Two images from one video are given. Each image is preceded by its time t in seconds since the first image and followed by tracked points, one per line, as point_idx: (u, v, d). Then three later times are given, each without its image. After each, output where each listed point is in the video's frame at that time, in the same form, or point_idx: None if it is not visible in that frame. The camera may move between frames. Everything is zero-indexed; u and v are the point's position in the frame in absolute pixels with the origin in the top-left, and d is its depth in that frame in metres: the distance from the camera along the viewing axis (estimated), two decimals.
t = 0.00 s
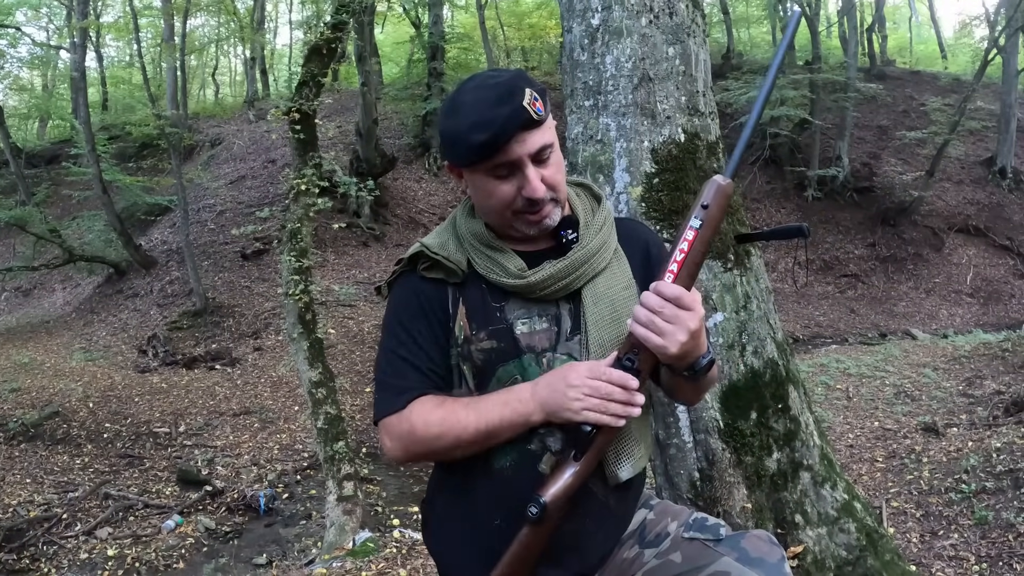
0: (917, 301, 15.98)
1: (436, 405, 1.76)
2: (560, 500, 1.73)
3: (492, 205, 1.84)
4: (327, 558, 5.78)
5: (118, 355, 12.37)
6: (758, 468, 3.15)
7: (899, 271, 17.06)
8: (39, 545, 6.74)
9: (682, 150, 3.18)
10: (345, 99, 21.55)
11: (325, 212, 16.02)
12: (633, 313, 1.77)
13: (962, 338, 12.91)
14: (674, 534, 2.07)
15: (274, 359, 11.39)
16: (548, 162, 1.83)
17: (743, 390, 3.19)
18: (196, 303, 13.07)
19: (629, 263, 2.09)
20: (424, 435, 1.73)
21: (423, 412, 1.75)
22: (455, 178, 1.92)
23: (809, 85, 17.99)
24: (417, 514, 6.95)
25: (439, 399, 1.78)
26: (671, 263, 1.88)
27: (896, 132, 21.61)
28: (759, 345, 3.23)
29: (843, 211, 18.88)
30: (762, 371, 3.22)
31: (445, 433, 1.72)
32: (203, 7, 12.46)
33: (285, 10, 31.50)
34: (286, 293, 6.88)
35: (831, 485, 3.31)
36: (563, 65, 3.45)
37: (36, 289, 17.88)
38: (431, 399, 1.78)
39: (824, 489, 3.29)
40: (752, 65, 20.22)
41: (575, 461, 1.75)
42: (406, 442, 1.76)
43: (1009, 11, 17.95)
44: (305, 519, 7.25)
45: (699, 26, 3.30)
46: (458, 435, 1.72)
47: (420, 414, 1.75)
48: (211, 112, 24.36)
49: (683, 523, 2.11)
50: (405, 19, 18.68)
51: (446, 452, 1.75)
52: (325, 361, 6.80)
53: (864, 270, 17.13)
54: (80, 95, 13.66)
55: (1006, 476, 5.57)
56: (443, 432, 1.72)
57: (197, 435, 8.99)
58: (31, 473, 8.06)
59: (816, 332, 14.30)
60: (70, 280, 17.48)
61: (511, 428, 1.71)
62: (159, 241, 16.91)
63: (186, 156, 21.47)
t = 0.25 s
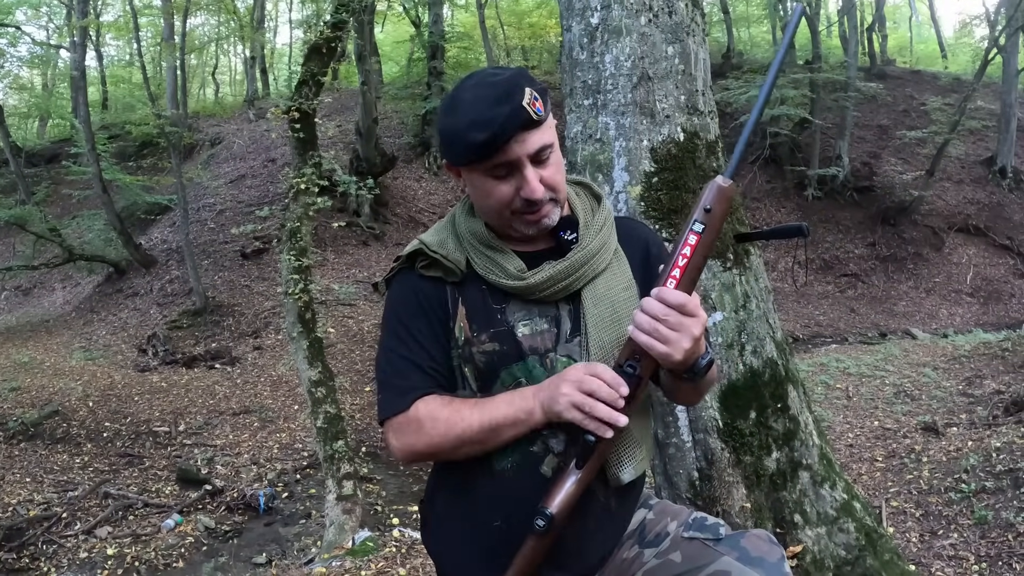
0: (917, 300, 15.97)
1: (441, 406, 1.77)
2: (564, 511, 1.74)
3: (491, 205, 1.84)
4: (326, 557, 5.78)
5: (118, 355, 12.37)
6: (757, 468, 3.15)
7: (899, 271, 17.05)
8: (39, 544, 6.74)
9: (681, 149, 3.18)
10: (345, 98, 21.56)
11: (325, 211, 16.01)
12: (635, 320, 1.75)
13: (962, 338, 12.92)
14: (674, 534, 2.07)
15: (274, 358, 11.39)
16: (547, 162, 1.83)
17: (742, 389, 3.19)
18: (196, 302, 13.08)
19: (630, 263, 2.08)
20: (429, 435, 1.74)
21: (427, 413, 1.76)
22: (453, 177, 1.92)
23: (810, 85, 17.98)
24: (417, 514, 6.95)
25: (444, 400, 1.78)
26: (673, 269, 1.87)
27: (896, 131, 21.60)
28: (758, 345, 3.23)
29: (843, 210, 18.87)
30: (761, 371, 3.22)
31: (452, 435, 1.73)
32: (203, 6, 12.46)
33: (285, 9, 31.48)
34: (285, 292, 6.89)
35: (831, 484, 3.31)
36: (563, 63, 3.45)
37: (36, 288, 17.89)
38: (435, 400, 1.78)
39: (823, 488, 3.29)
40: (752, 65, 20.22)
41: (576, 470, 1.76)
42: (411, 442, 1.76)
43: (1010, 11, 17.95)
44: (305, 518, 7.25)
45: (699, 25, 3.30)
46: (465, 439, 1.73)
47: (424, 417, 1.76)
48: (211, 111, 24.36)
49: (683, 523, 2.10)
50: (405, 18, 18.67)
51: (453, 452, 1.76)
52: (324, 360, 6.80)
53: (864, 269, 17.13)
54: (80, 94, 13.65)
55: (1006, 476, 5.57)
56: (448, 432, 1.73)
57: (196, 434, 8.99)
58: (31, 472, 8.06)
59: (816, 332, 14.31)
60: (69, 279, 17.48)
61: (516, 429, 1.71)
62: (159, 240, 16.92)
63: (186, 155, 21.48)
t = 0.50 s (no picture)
0: (916, 300, 15.98)
1: (444, 406, 1.76)
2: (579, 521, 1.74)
3: (490, 202, 1.83)
4: (325, 557, 5.79)
5: (118, 353, 12.37)
6: (758, 467, 3.15)
7: (899, 270, 17.05)
8: (39, 544, 6.75)
9: (682, 147, 3.17)
10: (346, 97, 21.55)
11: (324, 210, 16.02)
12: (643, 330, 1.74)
13: (961, 337, 12.91)
14: (677, 534, 2.07)
15: (273, 357, 11.39)
16: (547, 159, 1.82)
17: (744, 388, 3.18)
18: (196, 301, 13.08)
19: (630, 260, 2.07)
20: (432, 435, 1.73)
21: (429, 414, 1.75)
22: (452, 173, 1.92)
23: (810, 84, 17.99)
24: (416, 513, 6.96)
25: (445, 401, 1.77)
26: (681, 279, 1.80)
27: (896, 131, 21.60)
28: (759, 343, 3.22)
29: (843, 210, 18.88)
30: (762, 369, 3.21)
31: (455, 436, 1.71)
32: (203, 5, 12.46)
33: (285, 7, 31.44)
34: (284, 291, 6.89)
35: (832, 484, 3.30)
36: (564, 61, 3.45)
37: (36, 287, 17.88)
38: (437, 400, 1.77)
39: (824, 488, 3.28)
40: (752, 64, 20.20)
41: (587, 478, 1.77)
42: (413, 442, 1.75)
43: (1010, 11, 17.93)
44: (304, 517, 7.25)
45: (699, 23, 3.30)
46: (467, 441, 1.71)
47: (427, 416, 1.74)
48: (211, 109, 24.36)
49: (686, 523, 2.10)
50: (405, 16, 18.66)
51: (452, 453, 1.74)
52: (324, 359, 6.79)
53: (863, 269, 17.12)
54: (80, 92, 13.65)
55: (1006, 475, 5.57)
56: (451, 434, 1.71)
57: (196, 432, 8.99)
58: (31, 471, 8.06)
59: (816, 331, 14.31)
60: (69, 278, 17.47)
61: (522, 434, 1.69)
62: (159, 239, 16.91)
63: (186, 154, 21.49)
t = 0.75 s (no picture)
0: (915, 299, 15.99)
1: (424, 425, 1.75)
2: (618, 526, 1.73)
3: (498, 196, 1.81)
4: (324, 557, 5.79)
5: (116, 354, 12.36)
6: (758, 467, 3.15)
7: (897, 270, 17.06)
8: (37, 544, 6.73)
9: (681, 146, 3.16)
10: (344, 97, 21.55)
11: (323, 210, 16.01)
12: (683, 322, 1.74)
13: (960, 337, 12.92)
14: (677, 530, 2.07)
15: (272, 357, 11.38)
16: (558, 157, 1.81)
17: (743, 388, 3.18)
18: (194, 301, 13.08)
19: (628, 261, 2.06)
20: (406, 454, 1.72)
21: (409, 430, 1.74)
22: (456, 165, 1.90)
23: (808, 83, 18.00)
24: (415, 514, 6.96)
25: (422, 418, 1.77)
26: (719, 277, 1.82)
27: (894, 130, 21.62)
28: (758, 343, 3.22)
29: (841, 209, 18.89)
30: (762, 369, 3.21)
31: (432, 457, 1.70)
32: (201, 5, 12.45)
33: (283, 7, 31.42)
34: (283, 291, 6.87)
35: (831, 484, 3.30)
36: (562, 61, 3.45)
37: (34, 288, 17.86)
38: (414, 417, 1.77)
39: (823, 487, 3.28)
40: (751, 63, 20.22)
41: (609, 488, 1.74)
42: (390, 456, 1.76)
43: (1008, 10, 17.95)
44: (303, 518, 7.24)
45: (698, 23, 3.30)
46: (437, 463, 1.70)
47: (404, 431, 1.74)
48: (210, 109, 24.35)
49: (686, 519, 2.10)
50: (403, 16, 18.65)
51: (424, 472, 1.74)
52: (322, 359, 6.79)
53: (862, 268, 17.13)
54: (78, 92, 13.64)
55: (1004, 475, 5.57)
56: (426, 454, 1.71)
57: (194, 433, 8.98)
58: (29, 472, 8.05)
59: (814, 331, 14.32)
60: (67, 278, 17.45)
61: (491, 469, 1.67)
62: (157, 239, 16.90)
63: (184, 154, 21.48)
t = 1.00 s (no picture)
0: (912, 299, 16.02)
1: (451, 438, 1.71)
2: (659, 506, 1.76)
3: (529, 169, 1.82)
4: (321, 558, 5.79)
5: (113, 354, 12.34)
6: (755, 468, 3.15)
7: (894, 269, 17.09)
8: (34, 545, 6.72)
9: (678, 147, 3.15)
10: (341, 97, 21.54)
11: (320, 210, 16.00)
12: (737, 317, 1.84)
13: (956, 336, 12.95)
14: (667, 519, 2.07)
15: (269, 357, 11.37)
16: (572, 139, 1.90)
17: (740, 389, 3.18)
18: (191, 301, 13.06)
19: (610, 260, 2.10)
20: (436, 471, 1.68)
21: (435, 446, 1.70)
22: (467, 152, 1.88)
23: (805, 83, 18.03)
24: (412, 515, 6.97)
25: (451, 432, 1.73)
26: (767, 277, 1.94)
27: (891, 130, 21.67)
28: (755, 343, 3.22)
29: (838, 209, 18.93)
30: (758, 370, 3.21)
31: (473, 473, 1.68)
32: (197, 4, 12.45)
33: (280, 8, 31.42)
34: (280, 291, 6.87)
35: (828, 484, 3.31)
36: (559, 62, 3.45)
37: (31, 288, 17.83)
38: (444, 432, 1.72)
39: (820, 488, 3.29)
40: (748, 63, 20.24)
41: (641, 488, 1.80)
42: (418, 477, 1.71)
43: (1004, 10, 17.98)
44: (300, 518, 7.23)
45: (695, 24, 3.30)
46: (481, 480, 1.68)
47: (433, 447, 1.70)
48: (206, 110, 24.33)
49: (674, 508, 2.11)
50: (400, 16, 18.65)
51: (455, 489, 1.70)
52: (319, 359, 6.80)
53: (859, 268, 17.15)
54: (74, 92, 13.62)
55: (1001, 475, 5.59)
56: (460, 471, 1.68)
57: (191, 433, 8.96)
58: (26, 473, 8.03)
59: (811, 330, 14.34)
60: (64, 278, 17.42)
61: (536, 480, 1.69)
62: (154, 239, 16.87)
63: (181, 155, 21.47)
